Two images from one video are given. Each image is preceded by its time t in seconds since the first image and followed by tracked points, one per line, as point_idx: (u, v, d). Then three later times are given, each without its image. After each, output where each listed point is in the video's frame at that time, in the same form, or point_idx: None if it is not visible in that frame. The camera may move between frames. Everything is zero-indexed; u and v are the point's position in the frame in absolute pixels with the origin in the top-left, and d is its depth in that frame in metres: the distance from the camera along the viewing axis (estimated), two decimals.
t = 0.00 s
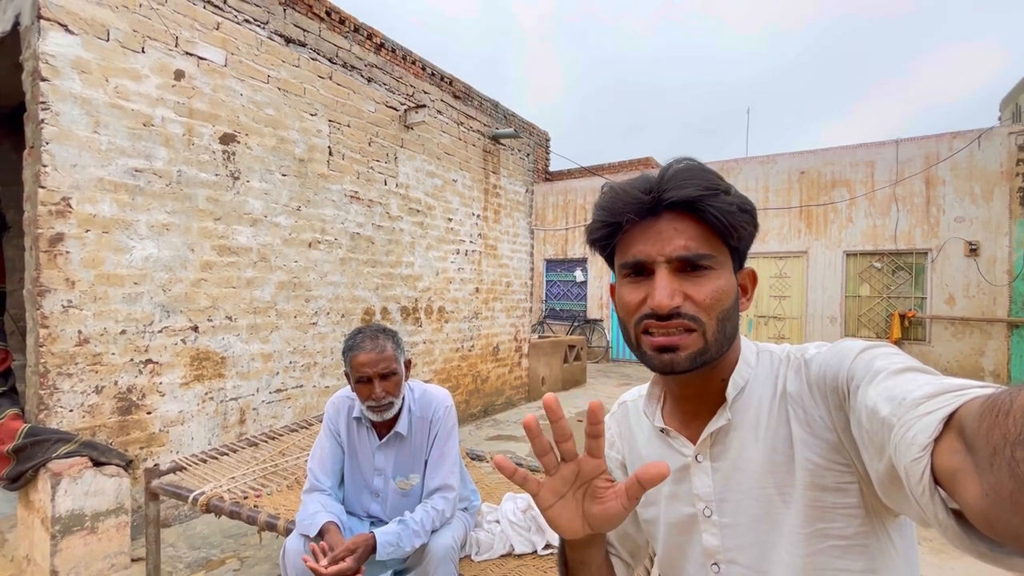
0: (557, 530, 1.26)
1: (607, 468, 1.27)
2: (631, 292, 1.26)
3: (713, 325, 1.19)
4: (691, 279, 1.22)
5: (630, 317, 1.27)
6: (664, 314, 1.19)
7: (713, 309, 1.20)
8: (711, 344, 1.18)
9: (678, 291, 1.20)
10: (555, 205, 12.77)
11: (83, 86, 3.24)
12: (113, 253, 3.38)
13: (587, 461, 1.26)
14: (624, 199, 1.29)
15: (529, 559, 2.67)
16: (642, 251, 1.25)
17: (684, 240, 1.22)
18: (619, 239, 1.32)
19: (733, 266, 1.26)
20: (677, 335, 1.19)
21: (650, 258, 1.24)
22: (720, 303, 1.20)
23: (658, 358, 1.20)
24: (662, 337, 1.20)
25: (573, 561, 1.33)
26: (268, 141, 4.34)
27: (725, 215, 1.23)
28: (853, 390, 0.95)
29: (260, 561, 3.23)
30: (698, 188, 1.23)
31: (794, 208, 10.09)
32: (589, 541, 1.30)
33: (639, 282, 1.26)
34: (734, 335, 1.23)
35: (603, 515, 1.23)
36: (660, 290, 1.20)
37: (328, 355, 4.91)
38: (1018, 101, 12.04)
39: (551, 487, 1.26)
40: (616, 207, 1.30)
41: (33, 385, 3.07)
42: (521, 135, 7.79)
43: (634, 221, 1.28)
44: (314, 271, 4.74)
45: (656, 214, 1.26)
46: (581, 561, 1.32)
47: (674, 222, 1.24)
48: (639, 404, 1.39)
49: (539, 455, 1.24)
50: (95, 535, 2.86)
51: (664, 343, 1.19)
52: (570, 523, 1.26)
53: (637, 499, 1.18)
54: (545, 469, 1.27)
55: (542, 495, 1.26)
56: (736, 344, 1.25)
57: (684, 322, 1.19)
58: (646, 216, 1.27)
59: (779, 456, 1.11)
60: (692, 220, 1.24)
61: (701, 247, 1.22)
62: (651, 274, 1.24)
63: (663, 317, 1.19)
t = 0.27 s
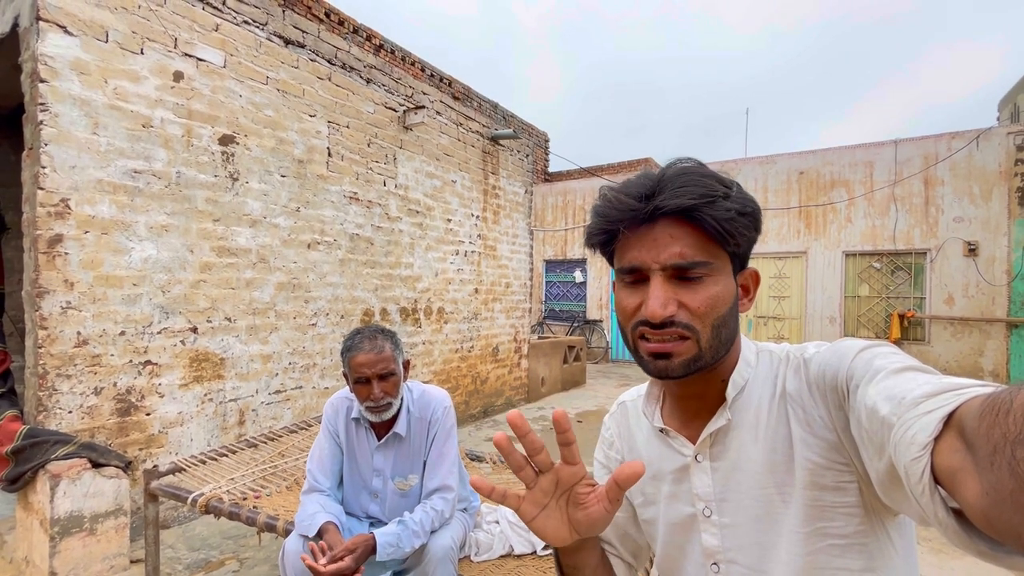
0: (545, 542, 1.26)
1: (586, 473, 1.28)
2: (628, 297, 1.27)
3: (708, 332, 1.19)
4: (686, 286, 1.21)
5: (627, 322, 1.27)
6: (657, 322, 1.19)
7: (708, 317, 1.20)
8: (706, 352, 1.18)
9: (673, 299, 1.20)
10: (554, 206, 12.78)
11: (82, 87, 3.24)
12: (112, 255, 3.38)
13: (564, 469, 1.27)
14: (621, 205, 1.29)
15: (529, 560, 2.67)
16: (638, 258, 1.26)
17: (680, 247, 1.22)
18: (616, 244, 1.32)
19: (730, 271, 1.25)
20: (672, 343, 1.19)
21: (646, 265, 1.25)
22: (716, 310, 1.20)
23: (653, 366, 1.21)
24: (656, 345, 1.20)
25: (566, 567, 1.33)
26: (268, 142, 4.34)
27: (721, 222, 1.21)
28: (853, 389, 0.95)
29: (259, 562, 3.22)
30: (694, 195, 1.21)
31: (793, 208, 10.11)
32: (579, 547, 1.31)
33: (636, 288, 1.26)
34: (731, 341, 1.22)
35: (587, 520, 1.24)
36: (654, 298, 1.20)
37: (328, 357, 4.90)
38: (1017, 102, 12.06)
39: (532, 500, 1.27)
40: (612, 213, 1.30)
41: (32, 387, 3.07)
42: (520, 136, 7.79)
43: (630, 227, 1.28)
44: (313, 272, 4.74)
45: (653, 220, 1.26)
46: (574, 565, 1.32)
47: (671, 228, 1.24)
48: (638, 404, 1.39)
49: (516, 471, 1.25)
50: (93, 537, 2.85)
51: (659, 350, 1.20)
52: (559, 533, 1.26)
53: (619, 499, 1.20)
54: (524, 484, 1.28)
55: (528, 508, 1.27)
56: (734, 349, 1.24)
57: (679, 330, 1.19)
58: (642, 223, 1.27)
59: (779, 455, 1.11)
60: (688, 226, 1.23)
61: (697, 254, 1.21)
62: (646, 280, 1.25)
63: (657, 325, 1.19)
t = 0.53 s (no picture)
0: (547, 538, 1.26)
1: (587, 469, 1.27)
2: (625, 294, 1.28)
3: (703, 327, 1.18)
4: (681, 281, 1.21)
5: (625, 318, 1.28)
6: (651, 317, 1.20)
7: (703, 312, 1.18)
8: (700, 346, 1.18)
9: (666, 294, 1.20)
10: (553, 207, 12.78)
11: (81, 88, 3.24)
12: (110, 256, 3.38)
13: (565, 465, 1.26)
14: (617, 203, 1.31)
15: (529, 561, 2.66)
16: (633, 255, 1.27)
17: (673, 243, 1.22)
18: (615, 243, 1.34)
19: (728, 267, 1.23)
20: (666, 338, 1.19)
21: (640, 261, 1.25)
22: (711, 305, 1.19)
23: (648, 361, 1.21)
24: (651, 339, 1.21)
25: (567, 563, 1.33)
26: (266, 143, 4.33)
27: (714, 216, 1.20)
28: (857, 390, 0.95)
29: (259, 564, 3.21)
30: (685, 191, 1.21)
31: (791, 209, 10.12)
32: (580, 542, 1.31)
33: (632, 284, 1.27)
34: (729, 337, 1.20)
35: (589, 516, 1.24)
36: (647, 293, 1.21)
37: (327, 358, 4.90)
38: (1014, 102, 12.10)
39: (534, 497, 1.26)
40: (608, 212, 1.33)
41: (30, 389, 3.06)
42: (519, 138, 7.80)
43: (626, 225, 1.29)
44: (312, 273, 4.73)
45: (648, 217, 1.26)
46: (574, 562, 1.32)
47: (665, 225, 1.24)
48: (641, 404, 1.39)
49: (518, 468, 1.24)
50: (92, 539, 2.84)
51: (654, 345, 1.20)
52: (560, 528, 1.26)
53: (620, 495, 1.20)
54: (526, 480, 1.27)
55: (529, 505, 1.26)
56: (734, 346, 1.22)
57: (672, 325, 1.19)
58: (637, 220, 1.28)
59: (782, 456, 1.11)
60: (682, 222, 1.23)
61: (690, 249, 1.21)
62: (642, 276, 1.25)
63: (651, 320, 1.20)
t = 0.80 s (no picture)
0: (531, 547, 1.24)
1: (559, 471, 1.27)
2: (621, 297, 1.28)
3: (696, 328, 1.18)
4: (672, 283, 1.20)
5: (621, 321, 1.29)
6: (643, 319, 1.19)
7: (696, 313, 1.18)
8: (694, 347, 1.17)
9: (657, 296, 1.19)
10: (552, 208, 12.78)
11: (78, 90, 3.22)
12: (108, 258, 3.36)
13: (536, 470, 1.26)
14: (609, 208, 1.32)
15: (529, 563, 2.65)
16: (626, 258, 1.27)
17: (663, 245, 1.21)
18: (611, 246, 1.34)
19: (722, 267, 1.22)
20: (659, 339, 1.19)
21: (633, 264, 1.25)
22: (705, 306, 1.18)
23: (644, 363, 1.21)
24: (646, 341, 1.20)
25: (557, 569, 1.31)
26: (265, 145, 4.32)
27: (703, 218, 1.19)
28: (860, 392, 0.95)
29: (258, 567, 3.20)
30: (671, 194, 1.21)
31: (789, 210, 10.13)
32: (567, 546, 1.29)
33: (627, 287, 1.27)
34: (725, 338, 1.19)
35: (568, 518, 1.22)
36: (638, 296, 1.21)
37: (325, 360, 4.88)
38: (1011, 103, 12.14)
39: (511, 507, 1.26)
40: (602, 218, 1.34)
41: (27, 392, 3.04)
42: (518, 139, 7.80)
43: (619, 229, 1.30)
44: (311, 275, 4.72)
45: (639, 221, 1.26)
46: (565, 567, 1.30)
47: (655, 228, 1.24)
48: (643, 405, 1.38)
49: (489, 482, 1.24)
50: (89, 543, 2.83)
51: (648, 347, 1.20)
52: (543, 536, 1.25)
53: (594, 492, 1.19)
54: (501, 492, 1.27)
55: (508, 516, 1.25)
56: (731, 347, 1.21)
57: (665, 326, 1.18)
58: (628, 224, 1.28)
59: (785, 458, 1.11)
60: (671, 224, 1.22)
61: (681, 250, 1.20)
62: (635, 279, 1.25)
63: (644, 322, 1.20)
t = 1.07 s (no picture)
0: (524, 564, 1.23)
1: (544, 484, 1.27)
2: (617, 304, 1.29)
3: (689, 333, 1.17)
4: (664, 289, 1.20)
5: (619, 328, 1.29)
6: (637, 327, 1.20)
7: (689, 318, 1.17)
8: (688, 352, 1.17)
9: (649, 303, 1.20)
10: (550, 210, 12.79)
11: (75, 92, 3.22)
12: (105, 260, 3.35)
13: (521, 485, 1.26)
14: (601, 217, 1.33)
15: (528, 566, 2.65)
16: (620, 266, 1.27)
17: (653, 252, 1.21)
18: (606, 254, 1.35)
19: (715, 270, 1.21)
20: (654, 346, 1.19)
21: (626, 272, 1.26)
22: (697, 310, 1.17)
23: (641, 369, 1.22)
24: (641, 348, 1.21)
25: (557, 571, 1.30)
26: (262, 147, 4.32)
27: (691, 223, 1.19)
28: (861, 395, 0.95)
29: (255, 570, 3.19)
30: (658, 202, 1.21)
31: (787, 211, 10.15)
32: (568, 549, 1.28)
33: (622, 294, 1.28)
34: (720, 341, 1.18)
35: (557, 530, 1.22)
36: (631, 304, 1.21)
37: (323, 362, 4.87)
38: (1007, 105, 12.19)
39: (499, 525, 1.25)
40: (596, 227, 1.35)
41: (23, 395, 3.03)
42: (516, 140, 7.80)
43: (612, 237, 1.30)
44: (309, 277, 4.71)
45: (629, 229, 1.26)
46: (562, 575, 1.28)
47: (646, 235, 1.24)
48: (644, 407, 1.38)
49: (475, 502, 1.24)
50: (86, 546, 2.81)
51: (644, 354, 1.20)
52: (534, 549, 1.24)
53: (580, 503, 1.20)
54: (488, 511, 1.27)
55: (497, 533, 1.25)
56: (728, 349, 1.20)
57: (658, 334, 1.18)
58: (620, 232, 1.29)
59: (786, 460, 1.10)
60: (660, 231, 1.22)
61: (671, 257, 1.20)
62: (629, 287, 1.26)
63: (638, 329, 1.20)
